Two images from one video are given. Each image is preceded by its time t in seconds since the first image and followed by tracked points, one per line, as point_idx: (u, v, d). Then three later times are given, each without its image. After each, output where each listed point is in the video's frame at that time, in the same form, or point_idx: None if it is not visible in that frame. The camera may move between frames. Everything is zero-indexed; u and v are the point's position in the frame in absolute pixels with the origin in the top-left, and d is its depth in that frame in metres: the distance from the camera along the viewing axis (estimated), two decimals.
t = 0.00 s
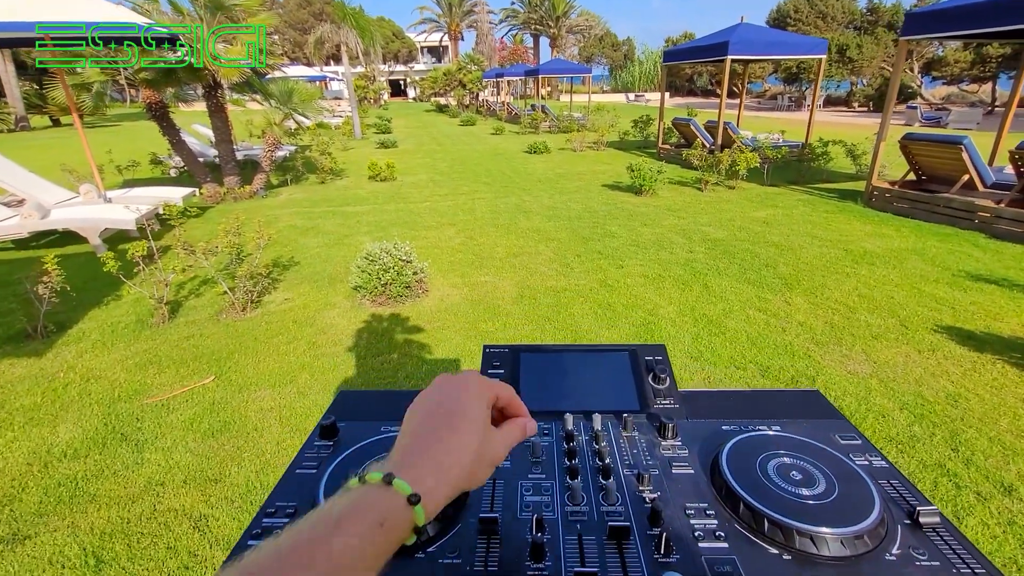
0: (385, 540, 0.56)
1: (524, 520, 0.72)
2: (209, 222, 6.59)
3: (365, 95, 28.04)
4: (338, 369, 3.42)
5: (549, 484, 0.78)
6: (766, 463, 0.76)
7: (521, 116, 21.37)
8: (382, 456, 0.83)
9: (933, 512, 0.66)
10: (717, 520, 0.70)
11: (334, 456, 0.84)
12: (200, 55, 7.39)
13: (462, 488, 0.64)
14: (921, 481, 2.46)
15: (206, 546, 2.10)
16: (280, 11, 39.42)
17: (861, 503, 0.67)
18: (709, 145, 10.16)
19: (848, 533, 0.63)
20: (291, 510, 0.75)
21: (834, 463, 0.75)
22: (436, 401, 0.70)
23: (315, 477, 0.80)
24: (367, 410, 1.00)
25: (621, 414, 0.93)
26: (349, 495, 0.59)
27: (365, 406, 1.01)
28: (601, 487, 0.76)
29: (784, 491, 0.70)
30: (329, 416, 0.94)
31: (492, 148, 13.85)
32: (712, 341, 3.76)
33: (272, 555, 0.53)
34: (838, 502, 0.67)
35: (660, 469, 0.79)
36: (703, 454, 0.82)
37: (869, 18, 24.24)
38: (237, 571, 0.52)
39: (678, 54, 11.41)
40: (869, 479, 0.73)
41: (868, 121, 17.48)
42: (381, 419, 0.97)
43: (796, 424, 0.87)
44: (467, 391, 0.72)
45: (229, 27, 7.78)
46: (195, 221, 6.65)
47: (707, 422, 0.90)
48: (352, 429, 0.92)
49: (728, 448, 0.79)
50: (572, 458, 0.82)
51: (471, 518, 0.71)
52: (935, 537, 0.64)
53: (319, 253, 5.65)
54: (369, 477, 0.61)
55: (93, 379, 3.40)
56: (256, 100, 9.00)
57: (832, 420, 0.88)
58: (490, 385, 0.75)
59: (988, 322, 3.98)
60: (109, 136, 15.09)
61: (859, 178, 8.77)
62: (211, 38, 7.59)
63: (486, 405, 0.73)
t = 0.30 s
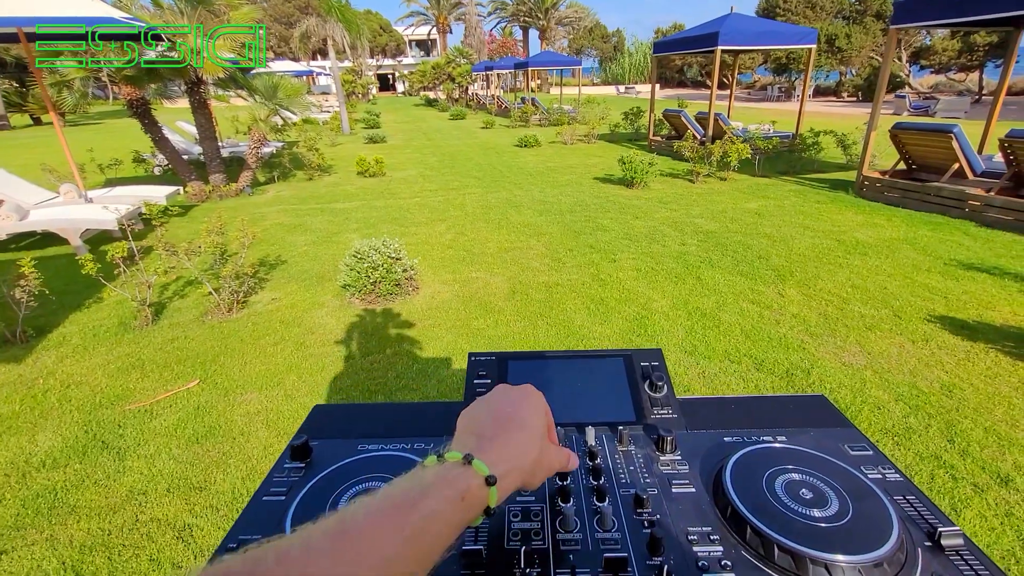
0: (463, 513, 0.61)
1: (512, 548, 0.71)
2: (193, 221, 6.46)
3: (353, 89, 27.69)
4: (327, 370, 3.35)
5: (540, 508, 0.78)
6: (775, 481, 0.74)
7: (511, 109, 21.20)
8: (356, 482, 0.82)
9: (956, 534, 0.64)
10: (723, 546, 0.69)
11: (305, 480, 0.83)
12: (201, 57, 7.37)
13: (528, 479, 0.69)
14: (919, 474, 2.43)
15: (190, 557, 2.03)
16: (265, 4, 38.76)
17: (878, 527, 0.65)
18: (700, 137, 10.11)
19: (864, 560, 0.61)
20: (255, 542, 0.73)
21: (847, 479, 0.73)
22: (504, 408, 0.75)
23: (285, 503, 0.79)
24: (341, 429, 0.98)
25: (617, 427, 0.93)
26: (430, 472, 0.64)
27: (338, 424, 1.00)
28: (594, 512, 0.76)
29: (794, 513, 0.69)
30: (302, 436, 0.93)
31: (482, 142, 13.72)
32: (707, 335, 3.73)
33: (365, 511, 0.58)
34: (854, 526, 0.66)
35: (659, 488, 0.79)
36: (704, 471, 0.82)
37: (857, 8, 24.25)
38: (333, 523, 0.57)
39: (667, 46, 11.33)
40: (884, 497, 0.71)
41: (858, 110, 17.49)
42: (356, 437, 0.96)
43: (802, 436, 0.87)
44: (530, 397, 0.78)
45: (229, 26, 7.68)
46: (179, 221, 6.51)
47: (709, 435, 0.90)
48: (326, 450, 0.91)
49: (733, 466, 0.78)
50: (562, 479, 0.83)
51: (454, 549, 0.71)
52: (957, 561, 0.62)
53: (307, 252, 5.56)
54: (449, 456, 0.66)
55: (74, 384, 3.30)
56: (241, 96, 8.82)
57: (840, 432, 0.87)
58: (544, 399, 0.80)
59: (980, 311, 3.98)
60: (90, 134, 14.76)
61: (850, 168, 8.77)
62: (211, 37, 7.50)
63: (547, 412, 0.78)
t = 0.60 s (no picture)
0: (464, 522, 0.60)
1: (511, 561, 0.69)
2: (183, 218, 6.38)
3: (345, 83, 27.42)
4: (321, 368, 3.31)
5: (539, 517, 0.76)
6: (782, 486, 0.73)
7: (504, 102, 21.08)
8: (347, 493, 0.79)
9: (971, 541, 0.63)
10: (730, 556, 0.67)
11: (294, 491, 0.81)
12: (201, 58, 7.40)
13: (529, 487, 0.68)
14: (915, 465, 2.44)
15: (183, 560, 2.00)
16: None
17: (890, 535, 0.64)
18: (694, 129, 10.08)
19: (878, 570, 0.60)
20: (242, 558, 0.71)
21: (857, 483, 0.72)
22: (507, 415, 0.74)
23: (273, 515, 0.77)
24: (331, 435, 0.96)
25: (617, 430, 0.92)
26: (432, 480, 0.63)
27: (329, 431, 0.98)
28: (597, 521, 0.74)
29: (803, 520, 0.67)
30: (290, 443, 0.90)
31: (475, 136, 13.63)
32: (702, 328, 3.71)
33: (365, 519, 0.57)
34: (866, 533, 0.64)
35: (663, 495, 0.78)
36: (708, 476, 0.80)
37: None
38: (332, 531, 0.57)
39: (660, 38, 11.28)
40: (896, 502, 0.70)
41: (850, 101, 17.53)
42: (347, 444, 0.94)
43: (808, 438, 0.86)
44: (533, 406, 0.77)
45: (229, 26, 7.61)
46: (169, 218, 6.42)
47: (712, 438, 0.88)
48: (315, 459, 0.88)
49: (738, 471, 0.77)
50: (562, 486, 0.81)
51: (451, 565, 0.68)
52: (973, 569, 0.61)
53: (299, 248, 5.50)
54: (449, 463, 0.65)
55: (63, 386, 3.25)
56: (231, 90, 8.64)
57: (846, 434, 0.87)
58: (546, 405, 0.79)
59: (974, 301, 3.99)
60: (77, 130, 14.54)
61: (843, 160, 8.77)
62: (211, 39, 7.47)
63: (550, 420, 0.78)
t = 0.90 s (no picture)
0: (449, 516, 0.60)
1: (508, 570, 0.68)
2: (174, 214, 6.30)
3: (337, 77, 27.16)
4: (315, 366, 3.28)
5: (536, 525, 0.75)
6: (785, 491, 0.72)
7: (498, 96, 20.95)
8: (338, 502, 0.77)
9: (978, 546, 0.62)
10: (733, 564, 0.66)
11: (283, 500, 0.79)
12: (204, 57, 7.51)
13: (519, 479, 0.68)
14: (910, 458, 2.45)
15: (176, 561, 1.98)
16: None
17: (895, 540, 0.63)
18: (688, 122, 10.06)
19: None
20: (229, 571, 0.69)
21: (860, 487, 0.71)
22: (498, 408, 0.74)
23: (263, 526, 0.75)
24: (323, 440, 0.94)
25: (615, 433, 0.90)
26: (417, 476, 0.63)
27: (319, 436, 0.95)
28: (596, 528, 0.73)
29: (806, 525, 0.66)
30: (280, 450, 0.88)
31: (469, 130, 13.55)
32: (698, 323, 3.71)
33: (347, 522, 0.58)
34: (871, 538, 0.63)
35: (664, 501, 0.76)
36: (709, 480, 0.79)
37: None
38: (314, 534, 0.57)
39: (654, 30, 11.21)
40: (900, 505, 0.69)
41: (844, 94, 17.53)
42: (339, 449, 0.92)
43: (810, 439, 0.85)
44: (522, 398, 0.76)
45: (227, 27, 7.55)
46: (159, 215, 6.34)
47: (712, 441, 0.87)
48: (306, 466, 0.86)
49: (740, 475, 0.76)
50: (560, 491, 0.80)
51: None
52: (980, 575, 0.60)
53: (292, 244, 5.45)
54: (434, 459, 0.65)
55: (53, 385, 3.21)
56: (223, 85, 8.56)
57: (849, 435, 0.86)
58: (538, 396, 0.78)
59: (967, 293, 4.01)
60: (65, 125, 14.33)
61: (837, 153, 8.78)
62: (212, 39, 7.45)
63: (542, 411, 0.77)
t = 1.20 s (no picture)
0: (477, 489, 0.59)
1: None
2: (154, 211, 6.17)
3: (322, 71, 26.82)
4: (301, 365, 3.24)
5: (527, 532, 0.73)
6: (779, 493, 0.71)
7: (485, 91, 20.83)
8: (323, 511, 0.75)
9: (968, 547, 0.62)
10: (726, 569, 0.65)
11: (265, 511, 0.76)
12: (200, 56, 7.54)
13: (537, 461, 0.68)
14: (892, 450, 2.49)
15: (158, 567, 1.94)
16: None
17: (889, 543, 0.62)
18: (675, 118, 10.09)
19: None
20: None
21: (853, 489, 0.71)
22: (517, 393, 0.74)
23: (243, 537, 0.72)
24: (306, 449, 0.92)
25: (606, 436, 0.89)
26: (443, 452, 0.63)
27: (303, 444, 0.93)
28: (587, 534, 0.72)
29: (799, 528, 0.66)
30: (261, 458, 0.85)
31: (456, 125, 13.45)
32: (686, 318, 3.73)
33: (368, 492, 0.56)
34: (864, 541, 0.63)
35: (655, 505, 0.76)
36: (701, 483, 0.78)
37: None
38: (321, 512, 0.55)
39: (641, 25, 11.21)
40: (891, 505, 0.69)
41: (828, 90, 17.73)
42: (323, 458, 0.89)
43: (801, 440, 0.85)
44: (539, 382, 0.76)
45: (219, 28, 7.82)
46: (139, 212, 6.20)
47: (704, 442, 0.86)
48: (289, 475, 0.84)
49: (731, 477, 0.75)
50: (550, 497, 0.78)
51: None
52: None
53: (276, 241, 5.36)
54: (459, 439, 0.65)
55: (29, 387, 3.12)
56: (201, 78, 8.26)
57: (839, 434, 0.85)
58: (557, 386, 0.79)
59: (948, 287, 4.08)
60: (40, 119, 13.95)
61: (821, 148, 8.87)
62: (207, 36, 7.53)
63: (559, 398, 0.78)
